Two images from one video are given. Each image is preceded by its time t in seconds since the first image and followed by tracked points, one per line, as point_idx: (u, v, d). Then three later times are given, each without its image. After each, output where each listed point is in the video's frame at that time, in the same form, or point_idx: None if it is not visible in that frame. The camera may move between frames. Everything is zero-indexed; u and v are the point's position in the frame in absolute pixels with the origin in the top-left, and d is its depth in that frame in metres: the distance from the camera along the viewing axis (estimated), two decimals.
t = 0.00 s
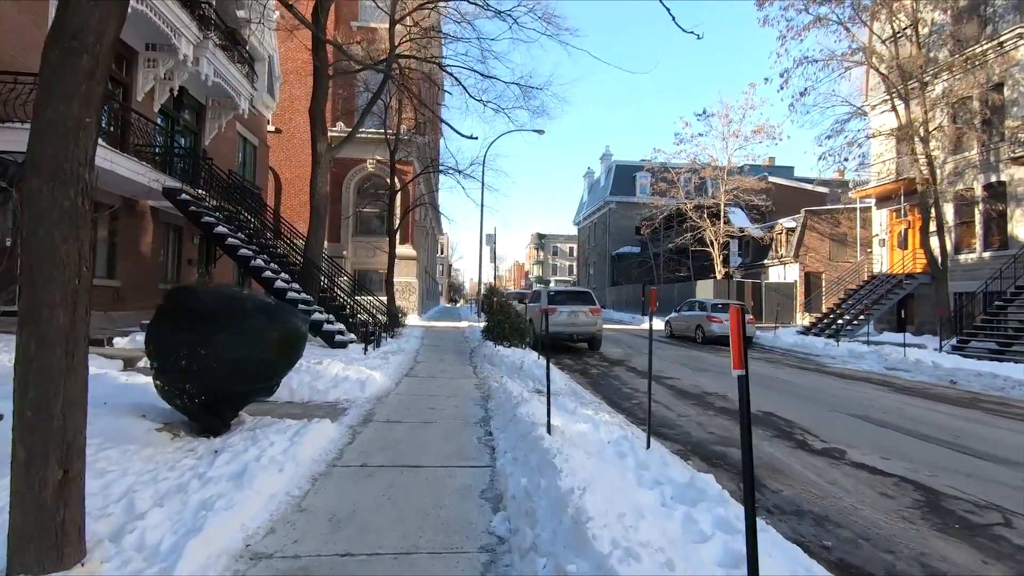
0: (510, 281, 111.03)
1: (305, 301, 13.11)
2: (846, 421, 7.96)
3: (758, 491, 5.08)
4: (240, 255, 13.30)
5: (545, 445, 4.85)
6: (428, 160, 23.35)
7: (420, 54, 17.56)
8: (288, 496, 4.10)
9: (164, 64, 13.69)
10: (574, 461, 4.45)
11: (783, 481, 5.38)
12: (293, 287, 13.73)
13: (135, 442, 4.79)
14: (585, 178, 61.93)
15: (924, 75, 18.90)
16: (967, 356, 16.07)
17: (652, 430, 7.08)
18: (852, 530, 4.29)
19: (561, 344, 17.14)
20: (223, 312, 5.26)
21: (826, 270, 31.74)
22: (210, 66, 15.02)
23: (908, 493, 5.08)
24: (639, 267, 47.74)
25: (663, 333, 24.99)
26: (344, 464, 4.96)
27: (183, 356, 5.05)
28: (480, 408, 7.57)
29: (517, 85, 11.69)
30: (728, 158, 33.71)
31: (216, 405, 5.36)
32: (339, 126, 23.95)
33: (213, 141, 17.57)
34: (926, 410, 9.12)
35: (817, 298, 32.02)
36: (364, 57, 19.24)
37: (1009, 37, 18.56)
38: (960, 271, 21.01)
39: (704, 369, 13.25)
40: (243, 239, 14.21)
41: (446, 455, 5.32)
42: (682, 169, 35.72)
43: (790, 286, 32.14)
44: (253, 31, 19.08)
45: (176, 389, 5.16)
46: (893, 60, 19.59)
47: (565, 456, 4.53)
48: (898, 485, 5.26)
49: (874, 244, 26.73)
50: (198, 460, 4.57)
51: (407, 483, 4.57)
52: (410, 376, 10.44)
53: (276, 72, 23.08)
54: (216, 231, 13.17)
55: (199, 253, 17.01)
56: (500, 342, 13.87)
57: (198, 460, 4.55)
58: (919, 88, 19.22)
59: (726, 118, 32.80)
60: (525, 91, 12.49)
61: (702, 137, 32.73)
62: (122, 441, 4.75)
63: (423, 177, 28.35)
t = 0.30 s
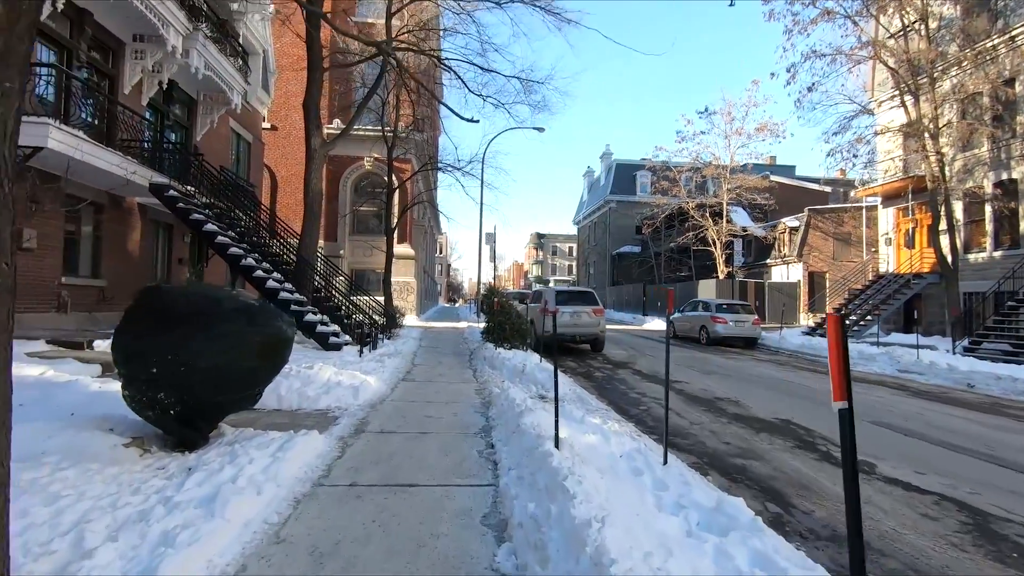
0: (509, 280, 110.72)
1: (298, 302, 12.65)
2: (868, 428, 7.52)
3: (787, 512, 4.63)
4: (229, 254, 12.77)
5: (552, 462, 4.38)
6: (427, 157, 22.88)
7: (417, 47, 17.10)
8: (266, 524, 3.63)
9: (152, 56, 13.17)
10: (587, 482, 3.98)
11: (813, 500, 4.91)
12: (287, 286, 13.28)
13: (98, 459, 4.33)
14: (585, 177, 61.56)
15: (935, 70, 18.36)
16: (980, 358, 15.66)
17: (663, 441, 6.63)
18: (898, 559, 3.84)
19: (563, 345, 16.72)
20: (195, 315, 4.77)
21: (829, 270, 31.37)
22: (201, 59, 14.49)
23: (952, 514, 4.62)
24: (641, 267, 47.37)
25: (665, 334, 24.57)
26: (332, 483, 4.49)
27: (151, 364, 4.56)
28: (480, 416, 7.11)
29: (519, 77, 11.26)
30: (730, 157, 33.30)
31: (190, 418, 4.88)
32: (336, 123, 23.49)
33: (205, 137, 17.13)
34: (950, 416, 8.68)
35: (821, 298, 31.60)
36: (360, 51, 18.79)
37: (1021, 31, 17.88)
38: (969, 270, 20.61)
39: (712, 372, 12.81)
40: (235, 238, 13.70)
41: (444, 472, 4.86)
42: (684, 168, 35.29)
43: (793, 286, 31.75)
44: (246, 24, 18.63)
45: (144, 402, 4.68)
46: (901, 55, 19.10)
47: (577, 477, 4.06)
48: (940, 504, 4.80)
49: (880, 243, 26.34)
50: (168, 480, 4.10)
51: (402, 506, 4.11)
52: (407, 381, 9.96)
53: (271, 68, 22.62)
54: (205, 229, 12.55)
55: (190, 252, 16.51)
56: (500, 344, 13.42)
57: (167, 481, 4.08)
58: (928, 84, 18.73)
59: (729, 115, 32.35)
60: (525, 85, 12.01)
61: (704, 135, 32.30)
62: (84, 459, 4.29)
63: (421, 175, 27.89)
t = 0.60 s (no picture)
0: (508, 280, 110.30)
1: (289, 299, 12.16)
2: (891, 433, 7.07)
3: (818, 531, 4.18)
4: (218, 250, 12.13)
5: (560, 477, 3.91)
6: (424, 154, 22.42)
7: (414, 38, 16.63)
8: (232, 551, 3.17)
9: (138, 45, 12.68)
10: (599, 502, 3.52)
11: (846, 517, 4.44)
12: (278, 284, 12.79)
13: (49, 474, 3.88)
14: (584, 176, 61.15)
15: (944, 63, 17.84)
16: (993, 358, 15.24)
17: (674, 448, 6.18)
18: None
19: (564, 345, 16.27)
20: (161, 312, 4.28)
21: (833, 269, 31.00)
22: (189, 49, 13.98)
23: (1002, 533, 4.17)
24: (641, 266, 46.93)
25: (668, 334, 24.13)
26: (313, 499, 4.03)
27: (111, 365, 4.10)
28: (478, 421, 6.64)
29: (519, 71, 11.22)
30: (733, 154, 32.85)
31: (157, 425, 4.41)
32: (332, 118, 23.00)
33: (197, 131, 16.66)
34: (974, 420, 8.24)
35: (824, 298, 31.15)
36: (356, 42, 18.31)
37: None
38: (978, 269, 20.19)
39: (719, 373, 12.36)
40: (224, 234, 13.16)
41: (438, 486, 4.40)
42: (685, 166, 34.84)
43: (796, 285, 31.33)
44: (238, 15, 18.15)
45: (105, 407, 4.22)
46: (910, 48, 18.59)
47: (588, 494, 3.60)
48: (986, 522, 4.35)
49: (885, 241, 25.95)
50: (124, 499, 3.64)
51: (390, 526, 3.65)
52: (401, 383, 9.49)
53: (265, 62, 22.16)
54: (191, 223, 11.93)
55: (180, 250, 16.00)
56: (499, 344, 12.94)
57: (124, 499, 3.62)
58: (938, 78, 18.23)
59: (731, 112, 31.86)
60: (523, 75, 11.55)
61: (705, 132, 31.89)
62: (33, 474, 3.83)
63: (419, 172, 27.36)
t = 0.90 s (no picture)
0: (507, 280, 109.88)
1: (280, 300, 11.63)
2: (922, 447, 6.59)
3: (865, 569, 3.68)
4: (205, 250, 11.53)
5: (574, 514, 3.41)
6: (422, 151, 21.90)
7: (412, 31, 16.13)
8: None
9: (123, 36, 12.14)
10: (622, 546, 3.03)
11: (893, 551, 3.95)
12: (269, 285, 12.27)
13: None
14: (584, 175, 60.72)
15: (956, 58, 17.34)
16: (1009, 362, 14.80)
17: (692, 467, 5.68)
18: None
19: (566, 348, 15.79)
20: (119, 319, 3.77)
21: (836, 269, 30.63)
22: (177, 41, 13.45)
23: None
24: (642, 266, 46.48)
25: (671, 336, 23.67)
26: (289, 536, 3.52)
27: (60, 382, 3.60)
28: (477, 436, 6.12)
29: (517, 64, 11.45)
30: (735, 153, 32.43)
31: (114, 449, 3.88)
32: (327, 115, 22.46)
33: (186, 127, 16.14)
34: (1003, 430, 7.77)
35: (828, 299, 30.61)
36: (352, 36, 17.81)
37: None
38: (988, 269, 19.77)
39: (729, 378, 11.88)
40: (212, 233, 12.60)
41: (433, 518, 3.89)
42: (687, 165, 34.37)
43: (800, 286, 30.90)
44: (230, 8, 17.62)
45: (52, 428, 3.70)
46: (920, 43, 18.11)
47: (608, 538, 3.09)
48: None
49: (891, 241, 25.55)
50: (68, 542, 3.13)
51: (379, 571, 3.14)
52: (396, 390, 8.97)
53: (259, 57, 21.62)
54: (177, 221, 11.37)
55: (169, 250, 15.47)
56: (499, 347, 12.43)
57: (66, 542, 3.11)
58: (948, 74, 17.77)
59: (733, 110, 31.42)
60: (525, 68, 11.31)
61: (708, 131, 31.41)
62: None
63: (416, 170, 26.81)
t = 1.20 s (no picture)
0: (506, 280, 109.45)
1: (272, 299, 11.12)
2: (962, 457, 6.12)
3: None
4: (194, 246, 10.93)
5: (601, 549, 2.93)
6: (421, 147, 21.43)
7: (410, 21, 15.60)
8: None
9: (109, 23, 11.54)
10: None
11: None
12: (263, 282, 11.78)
13: None
14: (584, 175, 60.24)
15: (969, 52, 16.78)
16: None
17: (717, 481, 5.20)
18: None
19: (570, 349, 15.31)
20: (72, 320, 3.25)
21: (841, 269, 30.26)
22: (166, 30, 12.87)
23: None
24: (643, 265, 46.02)
25: (675, 336, 23.20)
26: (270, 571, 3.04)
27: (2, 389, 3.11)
28: (482, 446, 5.62)
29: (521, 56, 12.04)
30: (739, 151, 31.97)
31: (68, 466, 3.39)
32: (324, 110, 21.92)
33: (178, 121, 15.64)
34: None
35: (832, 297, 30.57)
36: (349, 27, 17.27)
37: None
38: (1001, 268, 19.34)
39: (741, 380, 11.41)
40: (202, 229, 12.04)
41: (435, 547, 3.40)
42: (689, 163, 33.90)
43: (804, 286, 30.47)
44: None
45: None
46: (932, 36, 17.60)
47: None
48: None
49: (899, 240, 25.10)
50: None
51: None
52: (394, 394, 8.45)
53: (255, 52, 21.17)
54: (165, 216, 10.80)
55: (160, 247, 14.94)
56: (501, 348, 11.93)
57: None
58: (962, 68, 17.27)
59: (737, 107, 30.96)
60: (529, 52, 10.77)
61: (710, 129, 31.01)
62: None
63: (415, 167, 26.26)
